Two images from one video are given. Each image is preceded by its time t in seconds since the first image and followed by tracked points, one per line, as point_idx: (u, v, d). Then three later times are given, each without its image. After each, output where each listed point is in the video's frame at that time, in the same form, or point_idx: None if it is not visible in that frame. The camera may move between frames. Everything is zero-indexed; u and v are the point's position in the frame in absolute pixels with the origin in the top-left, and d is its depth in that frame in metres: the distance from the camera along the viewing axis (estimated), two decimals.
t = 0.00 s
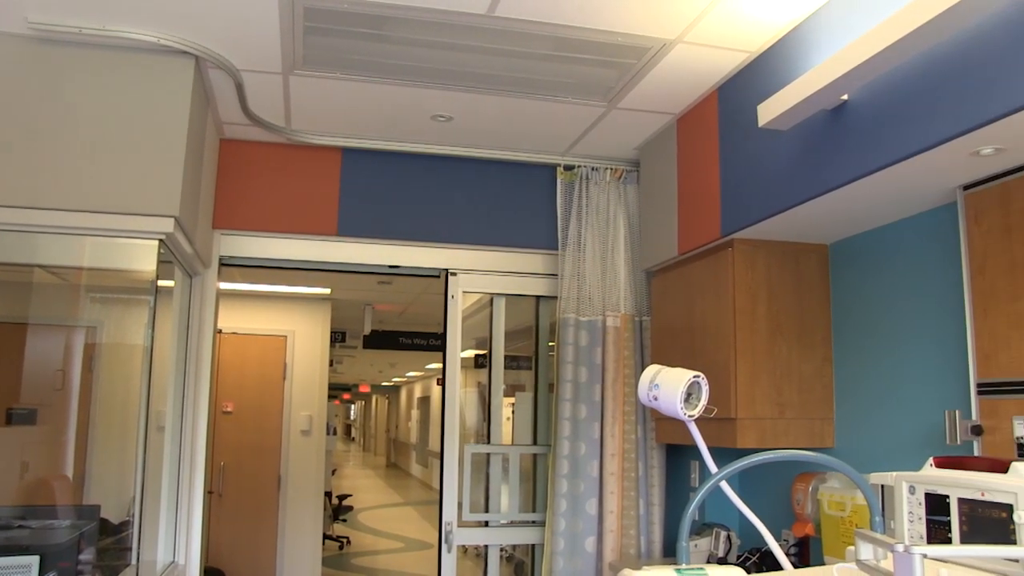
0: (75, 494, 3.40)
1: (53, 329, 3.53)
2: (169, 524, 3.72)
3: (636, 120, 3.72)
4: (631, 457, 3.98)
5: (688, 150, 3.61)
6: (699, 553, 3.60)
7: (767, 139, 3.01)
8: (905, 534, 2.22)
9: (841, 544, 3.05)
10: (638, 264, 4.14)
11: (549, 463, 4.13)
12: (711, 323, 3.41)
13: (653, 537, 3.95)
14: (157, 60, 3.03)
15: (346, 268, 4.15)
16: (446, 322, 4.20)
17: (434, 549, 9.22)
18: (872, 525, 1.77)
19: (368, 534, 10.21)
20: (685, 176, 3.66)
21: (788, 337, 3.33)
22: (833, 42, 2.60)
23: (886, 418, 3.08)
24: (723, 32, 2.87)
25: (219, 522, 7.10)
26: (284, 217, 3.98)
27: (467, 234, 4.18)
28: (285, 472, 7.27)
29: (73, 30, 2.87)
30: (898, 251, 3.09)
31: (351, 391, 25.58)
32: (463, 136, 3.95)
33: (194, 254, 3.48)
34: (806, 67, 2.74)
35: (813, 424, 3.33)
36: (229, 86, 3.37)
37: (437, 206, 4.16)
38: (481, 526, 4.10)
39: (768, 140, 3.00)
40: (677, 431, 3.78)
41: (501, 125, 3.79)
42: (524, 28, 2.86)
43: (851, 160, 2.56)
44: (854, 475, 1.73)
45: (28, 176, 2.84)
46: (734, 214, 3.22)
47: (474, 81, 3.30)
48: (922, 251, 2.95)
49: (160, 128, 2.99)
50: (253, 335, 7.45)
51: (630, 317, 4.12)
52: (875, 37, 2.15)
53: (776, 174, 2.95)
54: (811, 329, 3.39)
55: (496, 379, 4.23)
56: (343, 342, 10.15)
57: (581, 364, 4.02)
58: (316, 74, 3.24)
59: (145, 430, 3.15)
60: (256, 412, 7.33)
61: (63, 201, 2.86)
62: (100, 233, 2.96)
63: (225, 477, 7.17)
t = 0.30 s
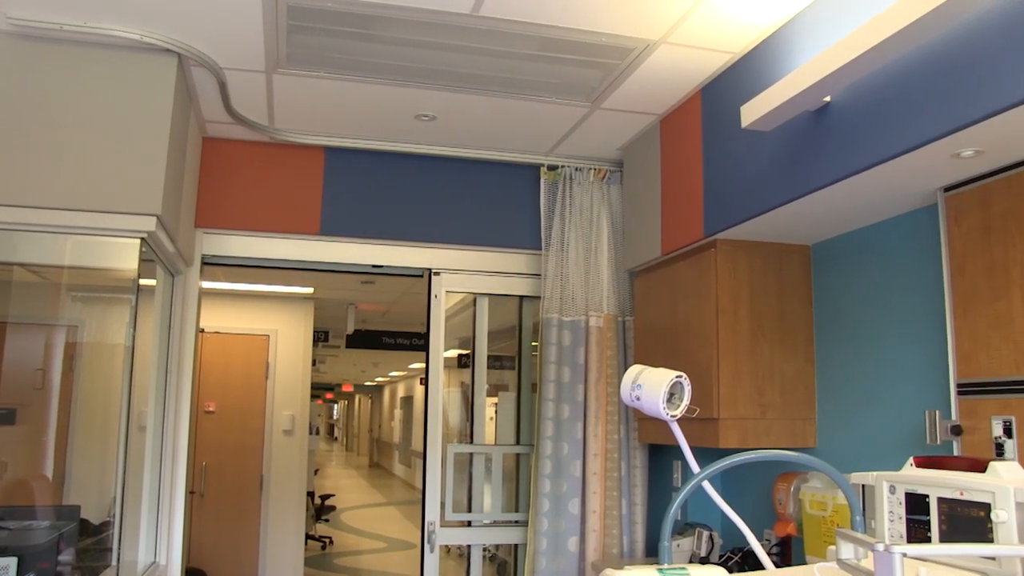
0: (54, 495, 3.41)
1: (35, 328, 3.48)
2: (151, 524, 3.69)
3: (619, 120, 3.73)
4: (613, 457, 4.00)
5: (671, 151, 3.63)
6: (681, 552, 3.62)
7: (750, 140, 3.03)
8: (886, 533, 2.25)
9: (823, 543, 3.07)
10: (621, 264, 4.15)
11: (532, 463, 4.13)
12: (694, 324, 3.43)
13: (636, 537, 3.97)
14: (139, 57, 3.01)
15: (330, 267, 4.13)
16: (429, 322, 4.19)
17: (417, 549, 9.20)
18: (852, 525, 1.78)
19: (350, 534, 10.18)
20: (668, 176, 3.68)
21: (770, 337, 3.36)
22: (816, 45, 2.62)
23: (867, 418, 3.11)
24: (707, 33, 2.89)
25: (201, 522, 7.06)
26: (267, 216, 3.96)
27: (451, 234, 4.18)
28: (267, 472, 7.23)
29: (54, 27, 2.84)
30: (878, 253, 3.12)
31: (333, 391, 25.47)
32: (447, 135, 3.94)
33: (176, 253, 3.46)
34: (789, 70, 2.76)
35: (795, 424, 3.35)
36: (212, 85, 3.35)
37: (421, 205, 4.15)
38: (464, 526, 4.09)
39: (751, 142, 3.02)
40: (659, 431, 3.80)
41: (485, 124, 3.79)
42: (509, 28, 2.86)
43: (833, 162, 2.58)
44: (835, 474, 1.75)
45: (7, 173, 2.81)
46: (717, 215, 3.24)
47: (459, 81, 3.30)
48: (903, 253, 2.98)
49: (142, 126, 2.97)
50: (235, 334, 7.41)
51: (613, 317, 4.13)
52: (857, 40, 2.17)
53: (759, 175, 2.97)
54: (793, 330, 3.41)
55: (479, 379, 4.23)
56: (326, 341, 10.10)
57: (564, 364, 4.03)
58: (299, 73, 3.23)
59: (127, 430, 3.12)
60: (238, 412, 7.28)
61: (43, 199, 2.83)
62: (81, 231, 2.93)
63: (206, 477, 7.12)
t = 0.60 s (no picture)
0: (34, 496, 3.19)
1: (15, 326, 3.32)
2: (133, 525, 3.67)
3: (604, 121, 3.74)
4: (597, 457, 4.01)
5: (656, 152, 3.65)
6: (664, 552, 3.64)
7: (733, 142, 3.05)
8: (866, 532, 2.27)
9: (805, 542, 3.10)
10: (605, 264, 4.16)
11: (515, 463, 4.13)
12: (678, 324, 3.45)
13: (619, 537, 3.98)
14: (121, 54, 2.98)
15: (313, 266, 4.12)
16: (412, 322, 4.18)
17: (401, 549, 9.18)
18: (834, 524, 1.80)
19: (334, 534, 10.14)
20: (652, 177, 3.69)
21: (752, 337, 3.38)
22: (799, 48, 2.64)
23: (848, 418, 3.14)
24: (691, 34, 2.91)
25: (184, 522, 7.00)
26: (251, 215, 3.94)
27: (434, 234, 4.17)
28: (250, 472, 7.21)
29: (36, 23, 2.82)
30: (860, 255, 3.15)
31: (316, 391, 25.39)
32: (431, 134, 3.94)
33: (159, 251, 3.43)
34: (772, 72, 2.78)
35: (777, 424, 3.38)
36: (196, 83, 3.33)
37: (405, 205, 4.15)
38: (448, 526, 4.09)
39: (734, 143, 3.04)
40: (643, 431, 3.81)
41: (469, 124, 3.79)
42: (494, 28, 2.86)
43: (816, 165, 2.61)
44: (817, 474, 1.76)
45: None
46: (700, 216, 3.26)
47: (443, 80, 3.30)
48: (885, 255, 3.01)
49: (124, 124, 2.95)
50: (218, 333, 7.37)
51: (597, 317, 4.14)
52: (840, 43, 2.19)
53: (742, 176, 2.99)
54: (776, 331, 3.44)
55: (463, 379, 4.23)
56: (310, 341, 10.06)
57: (548, 364, 4.04)
58: (283, 72, 3.21)
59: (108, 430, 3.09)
60: (221, 411, 7.25)
61: (23, 196, 2.80)
62: (62, 229, 2.91)
63: (189, 478, 7.07)
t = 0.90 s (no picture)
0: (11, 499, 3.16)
1: None
2: (114, 526, 3.64)
3: (589, 122, 3.75)
4: (581, 458, 4.01)
5: (640, 153, 3.66)
6: (648, 552, 3.64)
7: (717, 144, 3.07)
8: (848, 533, 2.29)
9: (787, 542, 3.12)
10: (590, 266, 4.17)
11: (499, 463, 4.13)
12: (662, 325, 3.46)
13: (603, 537, 3.99)
14: (104, 51, 2.96)
15: (297, 265, 4.10)
16: (397, 322, 4.17)
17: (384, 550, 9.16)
18: (817, 525, 1.81)
19: (316, 535, 10.10)
20: (636, 179, 3.71)
21: (736, 339, 3.40)
22: (783, 51, 2.66)
23: (831, 419, 3.16)
24: (677, 36, 2.92)
25: (165, 522, 6.94)
26: (234, 214, 3.92)
27: (419, 234, 4.17)
28: (233, 474, 7.18)
29: (17, 19, 2.79)
30: (842, 257, 3.18)
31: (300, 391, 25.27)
32: (416, 134, 3.93)
33: (142, 250, 3.41)
34: (756, 74, 2.80)
35: (760, 424, 3.40)
36: (180, 81, 3.30)
37: (389, 205, 4.14)
38: (431, 527, 4.09)
39: (718, 145, 3.06)
40: (627, 432, 3.82)
41: (454, 124, 3.78)
42: (480, 29, 2.87)
43: (799, 167, 2.63)
44: (800, 474, 1.77)
45: None
46: (684, 217, 3.28)
47: (428, 80, 3.29)
48: (867, 257, 3.03)
49: (107, 121, 2.92)
50: (201, 333, 7.32)
51: (581, 318, 4.15)
52: (824, 47, 2.21)
53: (726, 178, 3.01)
54: (759, 332, 3.46)
55: (447, 380, 4.22)
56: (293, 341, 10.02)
57: (532, 365, 4.04)
58: (267, 71, 3.20)
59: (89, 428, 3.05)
60: (204, 411, 7.20)
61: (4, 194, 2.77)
62: (43, 227, 2.88)
63: (171, 478, 7.01)
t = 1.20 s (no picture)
0: None
1: None
2: (93, 542, 3.60)
3: (573, 138, 3.77)
4: (564, 474, 4.00)
5: (624, 169, 3.68)
6: (631, 569, 3.64)
7: (700, 161, 3.09)
8: (831, 549, 2.30)
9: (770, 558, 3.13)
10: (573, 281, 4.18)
11: (482, 479, 4.12)
12: (645, 340, 3.47)
13: (587, 553, 3.97)
14: (88, 63, 2.95)
15: (281, 280, 4.08)
16: (380, 338, 4.16)
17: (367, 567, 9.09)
18: (800, 541, 1.82)
19: (299, 551, 10.02)
20: (620, 195, 3.73)
21: (720, 355, 3.41)
22: (766, 69, 2.69)
23: (814, 435, 3.18)
24: (661, 53, 2.95)
25: (146, 537, 6.84)
26: (218, 228, 3.90)
27: (403, 249, 4.17)
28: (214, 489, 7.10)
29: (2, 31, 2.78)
30: (825, 274, 3.21)
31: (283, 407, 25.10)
32: (401, 149, 3.94)
33: (125, 264, 3.39)
34: (739, 92, 2.84)
35: (744, 440, 3.41)
36: (164, 95, 3.30)
37: (373, 220, 4.14)
38: (414, 543, 4.06)
39: (701, 162, 3.09)
40: (610, 447, 3.83)
41: (439, 140, 3.80)
42: (465, 45, 2.89)
43: (782, 185, 2.65)
44: (783, 490, 1.78)
45: None
46: (667, 234, 3.30)
47: (414, 95, 3.31)
48: (849, 275, 3.07)
49: (90, 133, 2.91)
50: (184, 347, 7.26)
51: (565, 334, 4.15)
52: (804, 67, 2.25)
53: (709, 195, 3.04)
54: (742, 348, 3.47)
55: (431, 395, 4.21)
56: (277, 356, 9.96)
57: (515, 381, 4.03)
58: (252, 85, 3.20)
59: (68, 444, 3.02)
60: (186, 426, 7.13)
61: None
62: (24, 240, 2.86)
63: (151, 491, 6.95)
